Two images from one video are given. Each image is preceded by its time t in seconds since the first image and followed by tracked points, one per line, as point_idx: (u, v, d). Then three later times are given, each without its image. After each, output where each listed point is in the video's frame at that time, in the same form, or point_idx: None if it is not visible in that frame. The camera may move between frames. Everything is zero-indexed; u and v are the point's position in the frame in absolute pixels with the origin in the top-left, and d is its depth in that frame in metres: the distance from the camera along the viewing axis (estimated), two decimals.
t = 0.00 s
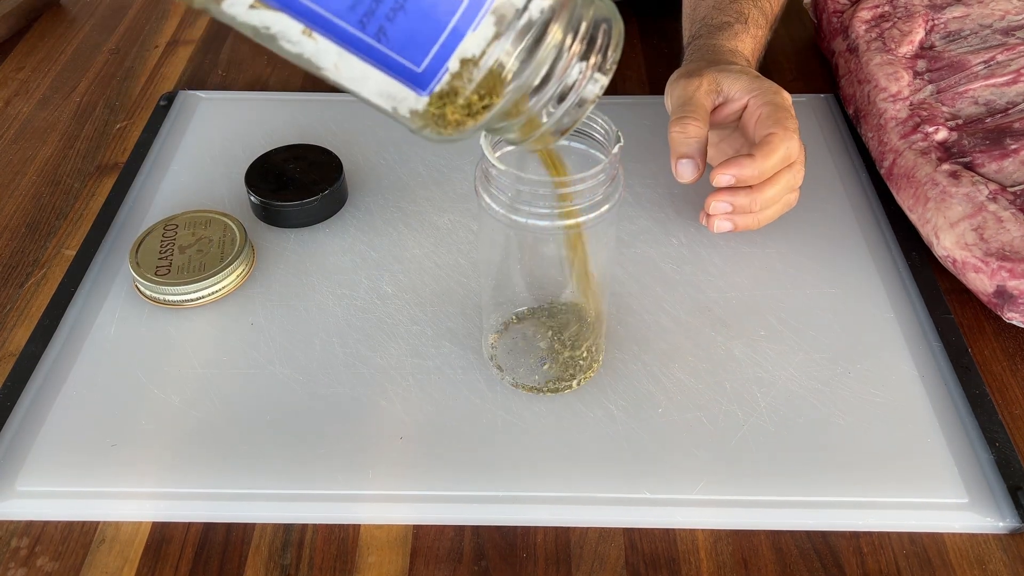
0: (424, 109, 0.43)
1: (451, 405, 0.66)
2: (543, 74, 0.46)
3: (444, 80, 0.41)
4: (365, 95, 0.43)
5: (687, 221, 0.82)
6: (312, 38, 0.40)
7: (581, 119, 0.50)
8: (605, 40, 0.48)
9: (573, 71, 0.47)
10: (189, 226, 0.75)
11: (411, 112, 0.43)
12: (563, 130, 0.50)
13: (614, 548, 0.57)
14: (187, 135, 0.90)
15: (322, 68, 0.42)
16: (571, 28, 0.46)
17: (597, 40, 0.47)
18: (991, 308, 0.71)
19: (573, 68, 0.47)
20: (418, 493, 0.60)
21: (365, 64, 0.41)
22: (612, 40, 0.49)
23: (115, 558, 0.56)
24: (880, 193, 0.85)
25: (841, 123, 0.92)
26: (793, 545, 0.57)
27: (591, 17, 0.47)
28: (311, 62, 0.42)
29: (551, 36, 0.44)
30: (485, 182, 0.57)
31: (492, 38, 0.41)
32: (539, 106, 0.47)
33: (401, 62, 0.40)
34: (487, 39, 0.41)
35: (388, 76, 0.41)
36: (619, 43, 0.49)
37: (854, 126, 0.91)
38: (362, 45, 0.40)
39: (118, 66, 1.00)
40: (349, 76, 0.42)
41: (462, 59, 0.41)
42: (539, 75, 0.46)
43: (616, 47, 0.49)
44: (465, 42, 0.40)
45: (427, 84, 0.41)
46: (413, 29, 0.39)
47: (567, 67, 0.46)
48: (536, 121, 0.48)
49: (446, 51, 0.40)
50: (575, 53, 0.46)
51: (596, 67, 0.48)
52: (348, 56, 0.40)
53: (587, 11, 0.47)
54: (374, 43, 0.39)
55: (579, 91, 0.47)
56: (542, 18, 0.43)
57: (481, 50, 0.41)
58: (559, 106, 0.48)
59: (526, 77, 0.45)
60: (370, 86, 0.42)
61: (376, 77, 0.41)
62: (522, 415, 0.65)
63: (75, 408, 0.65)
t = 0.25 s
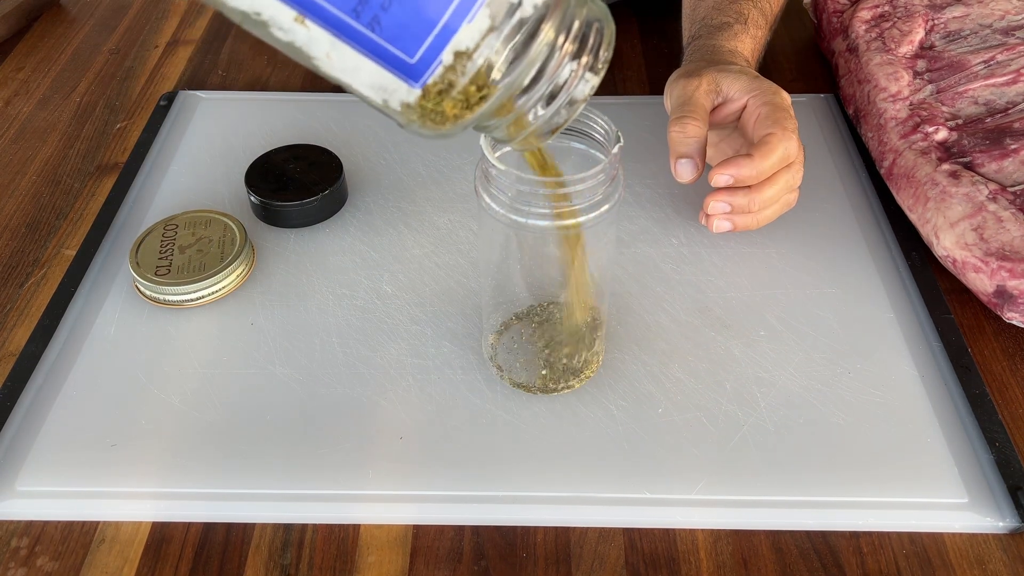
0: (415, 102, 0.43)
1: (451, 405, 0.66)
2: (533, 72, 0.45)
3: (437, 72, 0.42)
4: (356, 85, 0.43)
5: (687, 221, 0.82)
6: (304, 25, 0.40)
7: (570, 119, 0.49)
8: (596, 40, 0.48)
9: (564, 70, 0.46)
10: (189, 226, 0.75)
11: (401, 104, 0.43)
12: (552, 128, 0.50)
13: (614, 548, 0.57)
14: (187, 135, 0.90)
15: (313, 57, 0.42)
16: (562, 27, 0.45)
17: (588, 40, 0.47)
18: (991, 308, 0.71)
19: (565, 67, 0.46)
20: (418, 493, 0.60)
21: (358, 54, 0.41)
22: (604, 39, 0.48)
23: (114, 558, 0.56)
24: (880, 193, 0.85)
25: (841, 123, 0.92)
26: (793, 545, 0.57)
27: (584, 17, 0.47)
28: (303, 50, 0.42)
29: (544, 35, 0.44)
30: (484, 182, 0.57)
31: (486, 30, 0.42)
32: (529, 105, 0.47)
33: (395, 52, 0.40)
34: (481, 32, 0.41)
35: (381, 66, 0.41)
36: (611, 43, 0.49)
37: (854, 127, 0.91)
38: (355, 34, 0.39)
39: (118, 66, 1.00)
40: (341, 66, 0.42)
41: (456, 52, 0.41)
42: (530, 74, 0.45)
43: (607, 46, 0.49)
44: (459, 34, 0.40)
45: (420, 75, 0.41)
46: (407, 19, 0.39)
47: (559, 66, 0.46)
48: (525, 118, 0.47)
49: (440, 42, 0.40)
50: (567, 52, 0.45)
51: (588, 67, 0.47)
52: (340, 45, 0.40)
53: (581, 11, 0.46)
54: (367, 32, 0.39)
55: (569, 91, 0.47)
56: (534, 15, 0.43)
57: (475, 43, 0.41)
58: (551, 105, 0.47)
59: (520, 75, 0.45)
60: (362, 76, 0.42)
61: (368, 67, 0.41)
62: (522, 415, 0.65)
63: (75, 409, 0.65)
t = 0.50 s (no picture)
0: (414, 93, 0.43)
1: (451, 406, 0.66)
2: (531, 66, 0.45)
3: (436, 62, 0.41)
4: (354, 76, 0.43)
5: (687, 222, 0.82)
6: (302, 14, 0.41)
7: (568, 115, 0.49)
8: (595, 35, 0.48)
9: (563, 65, 0.46)
10: (189, 226, 0.75)
11: (399, 96, 0.43)
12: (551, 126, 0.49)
13: (614, 548, 0.57)
14: (187, 135, 0.90)
15: (311, 47, 0.42)
16: (561, 22, 0.45)
17: (587, 34, 0.47)
18: (991, 308, 0.71)
19: (564, 62, 0.46)
20: (418, 494, 0.60)
21: (355, 43, 0.41)
22: (602, 34, 0.48)
23: (114, 558, 0.56)
24: (880, 194, 0.85)
25: (841, 123, 0.92)
26: (793, 545, 0.57)
27: (583, 13, 0.47)
28: (300, 39, 0.42)
29: (543, 28, 0.44)
30: (485, 182, 0.57)
31: (486, 21, 0.42)
32: (526, 99, 0.47)
33: (392, 42, 0.40)
34: (480, 22, 0.41)
35: (378, 56, 0.41)
36: (609, 39, 0.49)
37: (854, 127, 0.91)
38: (353, 22, 0.40)
39: (118, 66, 1.00)
40: (338, 55, 0.42)
41: (455, 42, 0.41)
42: (528, 68, 0.45)
43: (606, 41, 0.49)
44: (458, 25, 0.40)
45: (417, 66, 0.41)
46: (404, 9, 0.39)
47: (557, 61, 0.46)
48: (522, 113, 0.47)
49: (438, 33, 0.40)
50: (566, 46, 0.45)
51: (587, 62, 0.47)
52: (338, 34, 0.41)
53: (580, 5, 0.46)
54: (365, 21, 0.40)
55: (567, 86, 0.47)
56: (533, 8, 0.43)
57: (474, 33, 0.41)
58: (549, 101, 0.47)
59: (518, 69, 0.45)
60: (359, 66, 0.42)
61: (365, 57, 0.41)
62: (522, 415, 0.65)
63: (75, 409, 0.65)
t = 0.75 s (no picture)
0: (412, 89, 0.43)
1: (451, 405, 0.66)
2: (528, 64, 0.45)
3: (434, 57, 0.41)
4: (351, 71, 0.42)
5: (687, 222, 0.82)
6: (300, 6, 0.41)
7: (565, 114, 0.49)
8: (593, 34, 0.47)
9: (559, 63, 0.46)
10: (189, 226, 0.75)
11: (395, 92, 0.43)
12: (546, 125, 0.49)
13: (614, 548, 0.57)
14: (187, 135, 0.90)
15: (308, 41, 0.42)
16: (558, 21, 0.46)
17: (585, 33, 0.47)
18: (991, 308, 0.71)
19: (560, 60, 0.46)
20: (418, 494, 0.60)
21: (353, 37, 0.41)
22: (600, 32, 0.48)
23: (115, 558, 0.56)
24: (880, 193, 0.85)
25: (841, 123, 0.93)
26: (793, 545, 0.57)
27: (580, 12, 0.47)
28: (297, 33, 0.42)
29: (539, 26, 0.44)
30: (484, 183, 0.57)
31: (484, 16, 0.42)
32: (522, 97, 0.47)
33: (391, 36, 0.40)
34: (478, 18, 0.41)
35: (375, 50, 0.41)
36: (607, 37, 0.49)
37: (854, 127, 0.92)
38: (350, 15, 0.40)
39: (118, 66, 1.00)
40: (335, 49, 0.42)
41: (453, 37, 0.41)
42: (525, 66, 0.45)
43: (604, 39, 0.48)
44: (456, 20, 0.40)
45: (416, 60, 0.41)
46: (403, 3, 0.39)
47: (554, 59, 0.46)
48: (519, 112, 0.47)
49: (436, 28, 0.40)
50: (563, 45, 0.46)
51: (584, 61, 0.47)
52: (335, 28, 0.41)
53: (577, 3, 0.47)
54: (364, 15, 0.40)
55: (564, 85, 0.47)
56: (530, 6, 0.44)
57: (472, 28, 0.41)
58: (545, 99, 0.47)
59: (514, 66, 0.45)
60: (356, 61, 0.42)
61: (363, 51, 0.41)
62: (522, 415, 0.65)
63: (75, 409, 0.65)
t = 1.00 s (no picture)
0: (412, 86, 0.43)
1: (451, 405, 0.66)
2: (531, 62, 0.45)
3: (434, 55, 0.41)
4: (352, 70, 0.42)
5: (687, 221, 0.82)
6: (299, 6, 0.40)
7: (568, 109, 0.49)
8: (595, 29, 0.48)
9: (563, 60, 0.46)
10: (189, 226, 0.75)
11: (397, 90, 0.43)
12: (551, 120, 0.49)
13: (614, 548, 0.57)
14: (187, 135, 0.90)
15: (308, 41, 0.42)
16: (561, 17, 0.45)
17: (587, 29, 0.47)
18: (991, 308, 0.71)
19: (564, 56, 0.46)
20: (417, 493, 0.60)
21: (353, 36, 0.40)
22: (602, 28, 0.48)
23: (114, 557, 0.56)
24: (880, 193, 0.85)
25: (841, 123, 0.93)
26: (793, 545, 0.57)
27: (581, 8, 0.47)
28: (297, 33, 0.42)
29: (543, 21, 0.44)
30: (484, 181, 0.57)
31: (485, 14, 0.41)
32: (526, 94, 0.47)
33: (391, 35, 0.40)
34: (479, 15, 0.41)
35: (376, 49, 0.41)
36: (610, 33, 0.49)
37: (854, 127, 0.92)
38: (350, 15, 0.40)
39: (118, 66, 1.00)
40: (335, 49, 0.41)
41: (454, 35, 0.41)
42: (528, 63, 0.45)
43: (606, 36, 0.49)
44: (456, 17, 0.40)
45: (416, 59, 0.41)
46: (403, 1, 0.39)
47: (557, 55, 0.46)
48: (522, 107, 0.48)
49: (436, 26, 0.40)
50: (565, 40, 0.46)
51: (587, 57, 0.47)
52: (335, 27, 0.40)
53: None
54: (363, 14, 0.40)
55: (568, 80, 0.47)
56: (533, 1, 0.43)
57: (473, 26, 0.41)
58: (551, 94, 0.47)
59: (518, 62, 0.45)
60: (356, 61, 0.42)
61: (363, 50, 0.41)
62: (522, 416, 0.65)
63: (75, 409, 0.65)
